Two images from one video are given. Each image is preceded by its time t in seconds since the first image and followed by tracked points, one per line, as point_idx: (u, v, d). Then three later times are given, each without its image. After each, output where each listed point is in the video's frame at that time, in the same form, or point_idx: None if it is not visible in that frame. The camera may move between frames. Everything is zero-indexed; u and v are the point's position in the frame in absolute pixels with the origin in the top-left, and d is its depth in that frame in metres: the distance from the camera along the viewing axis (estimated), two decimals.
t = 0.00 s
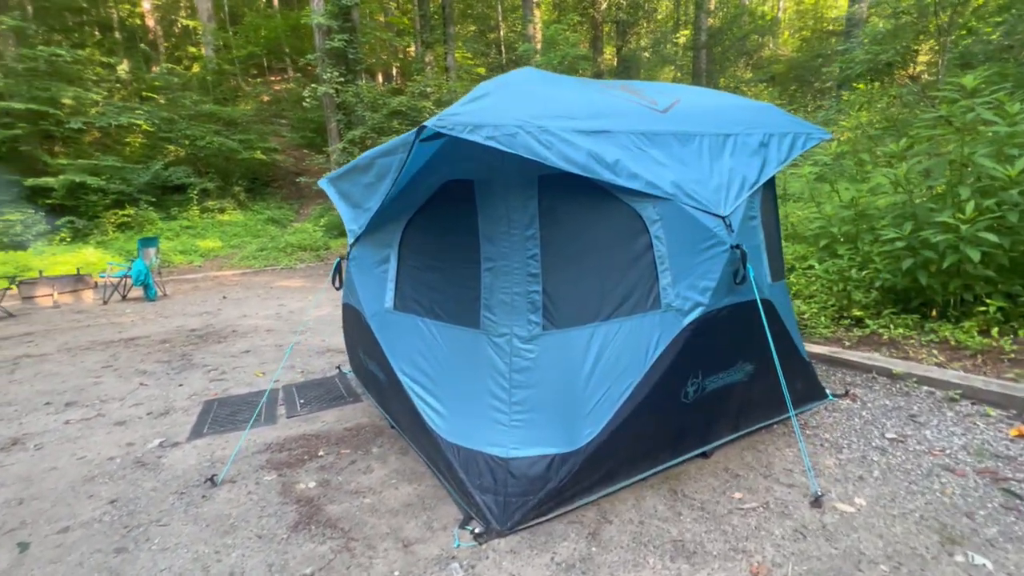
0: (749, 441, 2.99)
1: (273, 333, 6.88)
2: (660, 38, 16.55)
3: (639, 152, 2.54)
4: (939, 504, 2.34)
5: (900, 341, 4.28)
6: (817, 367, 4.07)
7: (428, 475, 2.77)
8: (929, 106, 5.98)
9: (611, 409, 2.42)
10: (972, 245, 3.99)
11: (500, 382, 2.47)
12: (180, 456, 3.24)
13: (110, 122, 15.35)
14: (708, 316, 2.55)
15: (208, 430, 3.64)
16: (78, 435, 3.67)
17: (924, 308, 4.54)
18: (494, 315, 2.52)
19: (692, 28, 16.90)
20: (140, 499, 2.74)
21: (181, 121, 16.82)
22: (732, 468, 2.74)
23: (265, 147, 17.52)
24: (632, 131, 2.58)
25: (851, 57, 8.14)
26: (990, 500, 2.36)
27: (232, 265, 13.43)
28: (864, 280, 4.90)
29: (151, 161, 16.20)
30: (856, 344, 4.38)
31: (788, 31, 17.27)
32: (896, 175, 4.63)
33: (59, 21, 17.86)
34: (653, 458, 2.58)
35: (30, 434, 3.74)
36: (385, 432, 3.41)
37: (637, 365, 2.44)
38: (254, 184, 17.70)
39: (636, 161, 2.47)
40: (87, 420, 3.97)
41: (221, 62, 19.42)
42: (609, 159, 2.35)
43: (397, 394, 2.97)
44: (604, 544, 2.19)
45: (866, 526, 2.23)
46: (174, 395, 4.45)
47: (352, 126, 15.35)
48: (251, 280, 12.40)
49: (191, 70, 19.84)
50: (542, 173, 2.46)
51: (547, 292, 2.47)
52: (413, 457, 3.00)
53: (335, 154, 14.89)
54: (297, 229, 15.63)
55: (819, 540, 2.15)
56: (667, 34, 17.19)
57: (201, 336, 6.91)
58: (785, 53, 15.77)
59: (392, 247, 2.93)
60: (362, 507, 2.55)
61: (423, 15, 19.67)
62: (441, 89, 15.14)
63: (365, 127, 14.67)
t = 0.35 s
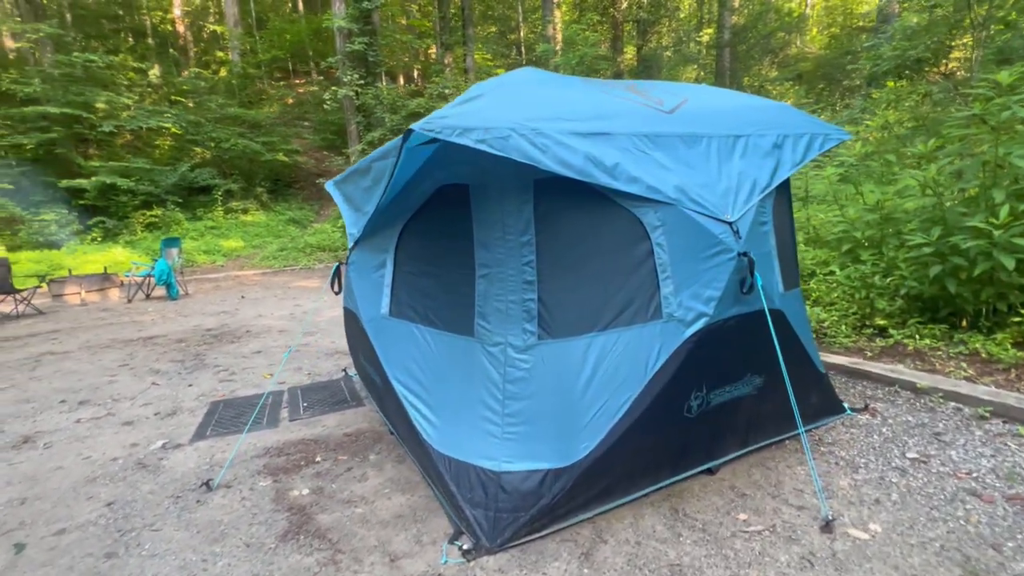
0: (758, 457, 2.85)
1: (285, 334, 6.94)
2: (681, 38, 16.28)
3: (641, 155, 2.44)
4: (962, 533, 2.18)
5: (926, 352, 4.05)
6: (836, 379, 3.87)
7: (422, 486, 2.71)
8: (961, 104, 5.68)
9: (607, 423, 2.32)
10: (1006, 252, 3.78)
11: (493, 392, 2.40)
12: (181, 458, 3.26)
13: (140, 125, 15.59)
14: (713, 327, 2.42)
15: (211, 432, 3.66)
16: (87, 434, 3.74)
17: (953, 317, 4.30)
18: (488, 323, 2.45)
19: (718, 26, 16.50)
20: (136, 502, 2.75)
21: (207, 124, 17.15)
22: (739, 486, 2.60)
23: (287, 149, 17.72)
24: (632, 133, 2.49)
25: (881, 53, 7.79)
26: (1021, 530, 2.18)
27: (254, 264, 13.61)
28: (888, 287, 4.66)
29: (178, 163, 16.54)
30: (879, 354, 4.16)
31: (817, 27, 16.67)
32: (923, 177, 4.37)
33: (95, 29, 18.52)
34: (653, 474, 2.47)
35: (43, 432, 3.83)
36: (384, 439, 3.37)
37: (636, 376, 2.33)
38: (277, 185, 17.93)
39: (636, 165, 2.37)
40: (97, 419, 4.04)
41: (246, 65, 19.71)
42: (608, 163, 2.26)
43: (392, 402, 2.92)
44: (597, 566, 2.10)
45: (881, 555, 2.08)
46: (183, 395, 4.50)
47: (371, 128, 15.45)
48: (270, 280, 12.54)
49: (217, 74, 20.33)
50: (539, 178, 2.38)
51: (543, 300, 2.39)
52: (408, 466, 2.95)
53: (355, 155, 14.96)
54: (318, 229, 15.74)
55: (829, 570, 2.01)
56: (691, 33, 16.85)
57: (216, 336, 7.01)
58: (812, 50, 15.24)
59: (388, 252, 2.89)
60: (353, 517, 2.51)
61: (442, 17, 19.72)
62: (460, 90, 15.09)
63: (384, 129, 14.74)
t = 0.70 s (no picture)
0: (754, 463, 2.76)
1: (297, 329, 7.03)
2: (704, 34, 15.93)
3: (631, 151, 2.38)
4: (963, 550, 2.07)
5: (943, 358, 3.88)
6: (846, 384, 3.73)
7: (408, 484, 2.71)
8: (993, 97, 5.39)
9: (591, 425, 2.27)
10: None
11: (477, 392, 2.38)
12: (182, 449, 3.34)
13: (169, 125, 16.07)
14: (705, 329, 2.34)
15: (213, 424, 3.73)
16: (97, 423, 3.86)
17: (972, 320, 4.14)
18: (473, 321, 2.43)
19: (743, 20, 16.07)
20: (133, 491, 2.82)
21: (233, 123, 17.49)
22: (731, 493, 2.52)
23: (309, 147, 17.94)
24: (623, 129, 2.43)
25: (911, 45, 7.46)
26: None
27: (275, 260, 13.81)
28: (906, 289, 4.46)
29: (204, 161, 16.91)
30: (894, 359, 3.99)
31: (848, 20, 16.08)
32: (945, 174, 4.06)
33: (129, 31, 19.16)
34: (640, 479, 2.41)
35: (57, 420, 3.97)
36: (378, 435, 3.38)
37: (621, 378, 2.28)
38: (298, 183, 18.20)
39: (624, 160, 2.31)
40: (108, 409, 4.17)
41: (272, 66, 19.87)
42: (594, 160, 2.21)
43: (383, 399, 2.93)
44: (575, 570, 2.06)
45: (872, 570, 1.99)
46: (191, 388, 4.61)
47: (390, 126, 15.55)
48: (289, 276, 12.73)
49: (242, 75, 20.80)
50: (524, 176, 2.35)
51: (527, 299, 2.36)
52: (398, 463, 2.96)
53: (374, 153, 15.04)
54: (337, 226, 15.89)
55: None
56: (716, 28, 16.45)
57: (230, 330, 7.16)
58: (842, 44, 14.69)
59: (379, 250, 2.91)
60: (338, 513, 2.52)
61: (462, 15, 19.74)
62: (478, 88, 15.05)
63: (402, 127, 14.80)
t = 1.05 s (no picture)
0: (736, 470, 2.72)
1: (306, 326, 7.17)
2: (728, 29, 15.52)
3: (606, 154, 2.37)
4: (940, 568, 2.01)
5: (950, 366, 3.74)
6: (844, 392, 3.62)
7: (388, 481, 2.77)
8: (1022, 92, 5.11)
9: (561, 428, 2.28)
10: None
11: (450, 392, 2.41)
12: (181, 442, 3.47)
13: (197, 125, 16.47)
14: (679, 335, 2.31)
15: (213, 418, 3.86)
16: (107, 414, 4.05)
17: (983, 327, 4.00)
18: (448, 323, 2.46)
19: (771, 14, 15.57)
20: (130, 481, 2.95)
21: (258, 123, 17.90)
22: (707, 500, 2.49)
23: (331, 147, 18.22)
24: (598, 132, 2.42)
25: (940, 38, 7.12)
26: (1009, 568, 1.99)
27: (295, 258, 14.05)
28: (914, 294, 4.35)
29: (231, 160, 17.35)
30: (899, 367, 3.86)
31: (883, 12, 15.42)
32: (960, 174, 3.84)
33: (162, 35, 19.85)
34: (612, 483, 2.41)
35: (72, 411, 4.18)
36: (367, 432, 3.44)
37: (592, 382, 2.28)
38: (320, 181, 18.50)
39: (597, 164, 2.31)
40: (120, 401, 4.36)
41: (297, 67, 20.21)
42: (564, 164, 2.21)
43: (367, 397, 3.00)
44: (538, 571, 2.08)
45: None
46: (199, 382, 4.77)
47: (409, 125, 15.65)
48: (308, 273, 12.94)
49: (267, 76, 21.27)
50: (498, 180, 2.36)
51: (499, 301, 2.38)
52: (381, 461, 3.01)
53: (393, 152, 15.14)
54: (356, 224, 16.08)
55: None
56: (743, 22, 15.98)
57: (244, 327, 7.35)
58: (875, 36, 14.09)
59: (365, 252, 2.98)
60: (318, 507, 2.59)
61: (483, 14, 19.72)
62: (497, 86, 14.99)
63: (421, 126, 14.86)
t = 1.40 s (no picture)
0: (724, 476, 2.66)
1: (315, 323, 7.28)
2: (751, 26, 15.21)
3: (588, 154, 2.34)
4: None
5: (960, 374, 3.60)
6: (847, 399, 3.52)
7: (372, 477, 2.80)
8: None
9: (538, 429, 2.26)
10: None
11: (430, 390, 2.42)
12: (181, 433, 3.56)
13: (221, 125, 17.00)
14: (660, 338, 2.27)
15: (214, 411, 3.96)
16: (115, 405, 4.18)
17: (997, 332, 3.84)
18: (430, 322, 2.47)
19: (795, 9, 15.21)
20: (129, 470, 3.05)
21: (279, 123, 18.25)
22: (690, 505, 2.44)
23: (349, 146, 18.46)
24: (582, 132, 2.40)
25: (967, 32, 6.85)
26: None
27: (312, 254, 14.26)
28: (925, 298, 4.21)
29: (252, 159, 17.72)
30: (906, 373, 3.73)
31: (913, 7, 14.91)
32: (975, 172, 3.63)
33: (190, 37, 20.41)
34: (592, 486, 2.38)
35: (83, 401, 4.33)
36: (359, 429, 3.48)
37: (570, 383, 2.26)
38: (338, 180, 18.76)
39: (578, 164, 2.28)
40: (128, 392, 4.51)
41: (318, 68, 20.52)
42: (543, 164, 2.19)
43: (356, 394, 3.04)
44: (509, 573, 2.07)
45: None
46: (205, 376, 4.90)
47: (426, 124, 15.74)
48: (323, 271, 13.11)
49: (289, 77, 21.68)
50: (480, 179, 2.36)
51: (479, 301, 2.38)
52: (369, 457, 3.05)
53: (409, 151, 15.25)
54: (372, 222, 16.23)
55: None
56: (765, 19, 15.66)
57: (255, 322, 7.50)
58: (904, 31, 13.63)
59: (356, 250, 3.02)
60: (302, 502, 2.63)
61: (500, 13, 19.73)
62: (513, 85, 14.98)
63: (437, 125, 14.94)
